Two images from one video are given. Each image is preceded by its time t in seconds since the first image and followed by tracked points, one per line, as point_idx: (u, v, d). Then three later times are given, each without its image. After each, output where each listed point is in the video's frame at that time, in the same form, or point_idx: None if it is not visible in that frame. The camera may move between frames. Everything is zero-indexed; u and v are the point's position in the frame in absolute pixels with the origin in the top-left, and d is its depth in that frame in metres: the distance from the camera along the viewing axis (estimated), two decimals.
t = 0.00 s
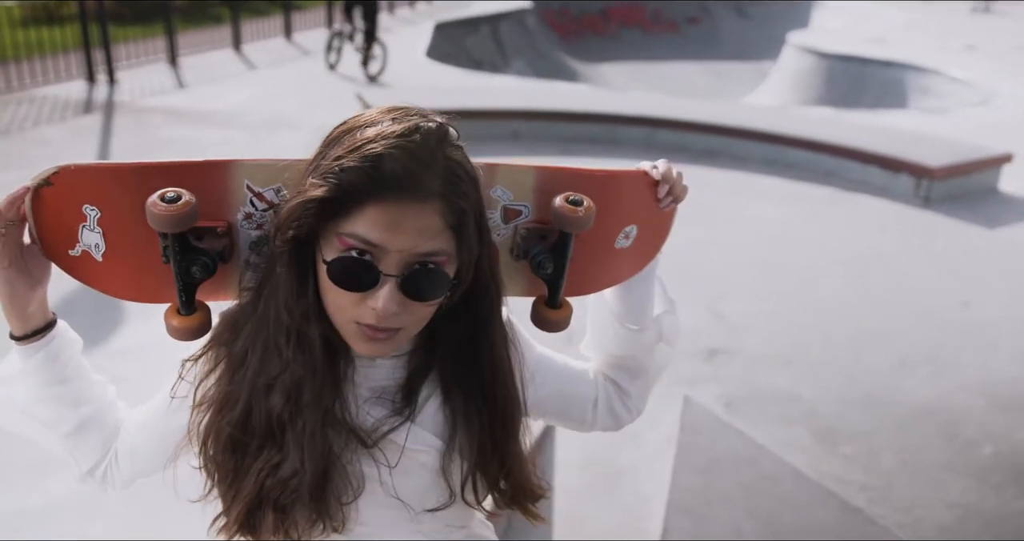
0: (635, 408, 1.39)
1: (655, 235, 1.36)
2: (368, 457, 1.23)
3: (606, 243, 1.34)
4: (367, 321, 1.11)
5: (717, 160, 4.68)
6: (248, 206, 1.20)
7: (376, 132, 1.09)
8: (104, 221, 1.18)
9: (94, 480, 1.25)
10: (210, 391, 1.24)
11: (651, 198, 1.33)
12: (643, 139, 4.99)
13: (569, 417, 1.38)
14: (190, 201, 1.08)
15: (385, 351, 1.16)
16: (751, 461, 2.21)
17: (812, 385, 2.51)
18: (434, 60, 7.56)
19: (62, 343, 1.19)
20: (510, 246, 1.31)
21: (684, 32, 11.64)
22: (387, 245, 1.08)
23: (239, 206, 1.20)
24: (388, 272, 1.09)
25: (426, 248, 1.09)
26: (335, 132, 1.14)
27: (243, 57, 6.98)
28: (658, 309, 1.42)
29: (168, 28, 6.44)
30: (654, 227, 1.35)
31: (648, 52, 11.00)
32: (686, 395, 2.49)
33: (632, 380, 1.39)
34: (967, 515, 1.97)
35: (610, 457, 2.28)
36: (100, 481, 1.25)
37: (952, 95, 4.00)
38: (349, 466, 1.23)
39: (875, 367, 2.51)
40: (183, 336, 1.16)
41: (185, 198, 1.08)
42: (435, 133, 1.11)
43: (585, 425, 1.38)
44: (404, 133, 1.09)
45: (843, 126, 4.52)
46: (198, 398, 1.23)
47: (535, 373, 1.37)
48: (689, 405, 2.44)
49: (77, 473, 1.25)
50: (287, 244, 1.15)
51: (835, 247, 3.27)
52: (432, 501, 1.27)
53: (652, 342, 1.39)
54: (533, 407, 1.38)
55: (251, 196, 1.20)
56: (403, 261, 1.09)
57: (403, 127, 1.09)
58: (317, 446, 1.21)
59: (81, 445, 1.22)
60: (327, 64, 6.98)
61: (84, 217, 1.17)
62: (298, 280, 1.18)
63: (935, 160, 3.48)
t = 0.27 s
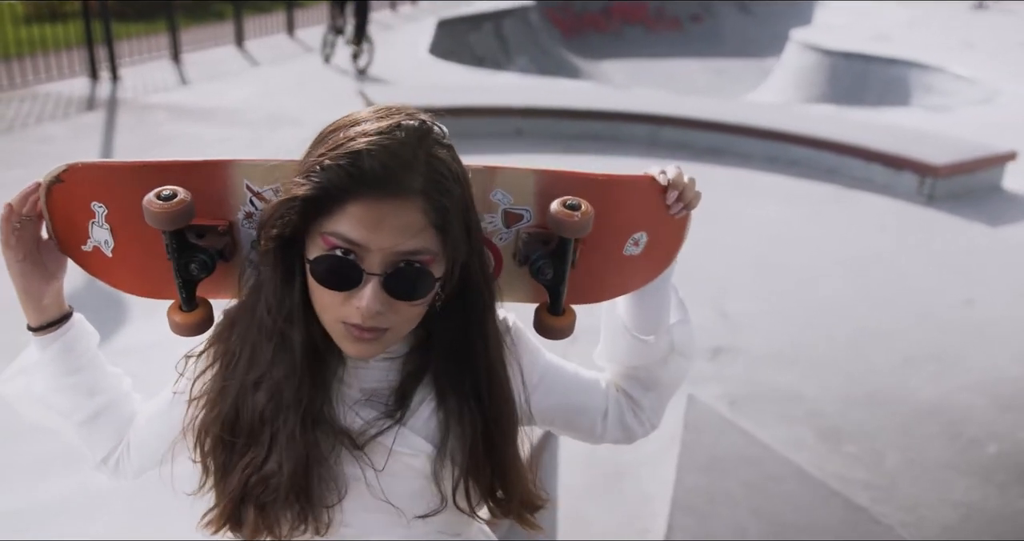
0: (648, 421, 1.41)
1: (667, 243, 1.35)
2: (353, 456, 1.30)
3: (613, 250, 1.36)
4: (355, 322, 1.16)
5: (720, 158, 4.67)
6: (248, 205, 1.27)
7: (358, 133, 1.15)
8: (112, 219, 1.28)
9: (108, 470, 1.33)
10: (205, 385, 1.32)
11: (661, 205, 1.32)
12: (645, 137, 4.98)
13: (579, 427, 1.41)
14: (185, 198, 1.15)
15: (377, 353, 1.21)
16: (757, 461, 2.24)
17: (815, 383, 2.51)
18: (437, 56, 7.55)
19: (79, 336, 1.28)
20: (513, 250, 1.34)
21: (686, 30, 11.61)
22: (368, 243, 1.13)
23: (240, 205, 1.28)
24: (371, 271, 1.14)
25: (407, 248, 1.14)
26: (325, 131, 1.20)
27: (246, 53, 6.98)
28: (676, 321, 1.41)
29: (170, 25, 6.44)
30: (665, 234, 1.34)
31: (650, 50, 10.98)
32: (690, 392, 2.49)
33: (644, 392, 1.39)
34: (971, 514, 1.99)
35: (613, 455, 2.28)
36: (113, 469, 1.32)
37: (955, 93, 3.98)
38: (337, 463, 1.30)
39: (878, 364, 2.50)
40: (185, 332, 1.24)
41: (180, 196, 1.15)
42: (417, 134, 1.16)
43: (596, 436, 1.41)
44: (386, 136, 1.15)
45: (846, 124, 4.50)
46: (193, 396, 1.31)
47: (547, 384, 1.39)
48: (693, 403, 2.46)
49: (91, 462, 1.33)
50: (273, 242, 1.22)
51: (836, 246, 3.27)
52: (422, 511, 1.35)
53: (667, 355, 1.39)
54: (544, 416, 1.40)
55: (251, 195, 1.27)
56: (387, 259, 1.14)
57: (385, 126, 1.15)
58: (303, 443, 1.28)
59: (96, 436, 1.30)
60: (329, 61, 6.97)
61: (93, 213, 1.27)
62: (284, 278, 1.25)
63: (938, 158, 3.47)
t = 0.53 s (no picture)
0: (663, 438, 1.42)
1: (681, 254, 1.31)
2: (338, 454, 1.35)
3: (623, 259, 1.33)
4: (338, 319, 1.21)
5: (720, 155, 4.67)
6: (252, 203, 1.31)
7: (340, 132, 1.21)
8: (128, 214, 1.36)
9: (127, 456, 1.44)
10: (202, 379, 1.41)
11: (673, 214, 1.29)
12: (645, 132, 4.98)
13: (593, 441, 1.44)
14: (183, 193, 1.22)
15: (364, 351, 1.26)
16: (759, 459, 2.33)
17: (819, 378, 2.57)
18: (437, 51, 7.53)
19: (100, 326, 1.40)
20: (517, 255, 1.34)
21: (688, 25, 11.57)
22: (347, 240, 1.19)
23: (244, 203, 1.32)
24: (351, 267, 1.19)
25: (386, 243, 1.19)
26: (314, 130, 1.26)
27: (246, 47, 6.98)
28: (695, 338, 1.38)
29: (170, 18, 6.43)
30: (677, 245, 1.31)
31: (651, 46, 10.94)
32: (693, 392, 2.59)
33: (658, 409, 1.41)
34: (972, 512, 1.97)
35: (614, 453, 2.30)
36: (130, 456, 1.43)
37: (956, 90, 3.96)
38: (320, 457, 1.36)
39: (879, 359, 2.47)
40: (192, 325, 1.31)
41: (180, 191, 1.22)
42: (398, 133, 1.21)
43: (609, 451, 1.44)
44: (366, 135, 1.20)
45: (847, 121, 4.49)
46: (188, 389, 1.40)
47: (558, 398, 1.43)
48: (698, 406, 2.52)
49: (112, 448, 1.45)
50: (258, 239, 1.28)
51: (836, 243, 3.26)
52: (403, 514, 1.40)
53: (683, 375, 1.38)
54: (558, 430, 1.45)
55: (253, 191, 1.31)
56: (366, 256, 1.19)
57: (366, 126, 1.20)
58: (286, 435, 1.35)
59: (114, 422, 1.42)
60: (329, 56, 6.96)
61: (110, 208, 1.36)
62: (270, 273, 1.32)
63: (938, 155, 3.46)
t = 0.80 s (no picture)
0: (677, 456, 1.42)
1: (693, 262, 1.30)
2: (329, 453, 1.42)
3: (634, 267, 1.33)
4: (326, 316, 1.24)
5: (718, 152, 4.66)
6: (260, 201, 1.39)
7: (326, 131, 1.25)
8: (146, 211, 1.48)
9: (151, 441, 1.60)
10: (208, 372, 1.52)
11: (684, 222, 1.27)
12: (644, 128, 4.98)
13: (604, 454, 1.46)
14: (189, 189, 1.30)
15: (358, 350, 1.28)
16: (758, 456, 2.31)
17: (820, 377, 2.53)
18: (434, 47, 7.51)
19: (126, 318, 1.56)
20: (522, 259, 1.34)
21: (685, 22, 11.56)
22: (329, 236, 1.23)
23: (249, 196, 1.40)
24: (337, 263, 1.23)
25: (370, 238, 1.22)
26: (304, 131, 1.30)
27: (242, 43, 6.96)
28: (714, 354, 1.38)
29: (166, 13, 6.41)
30: (690, 252, 1.29)
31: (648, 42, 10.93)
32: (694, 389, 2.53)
33: (674, 425, 1.41)
34: (972, 509, 2.01)
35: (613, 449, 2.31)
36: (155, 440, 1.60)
37: (954, 87, 3.96)
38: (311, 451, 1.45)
39: (879, 358, 2.50)
40: (204, 320, 1.43)
41: (186, 187, 1.31)
42: (379, 129, 1.23)
43: (621, 466, 1.45)
44: (348, 132, 1.23)
45: (845, 117, 4.48)
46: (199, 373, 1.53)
47: (570, 410, 1.44)
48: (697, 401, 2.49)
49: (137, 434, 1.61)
50: (242, 236, 1.36)
51: (835, 241, 3.26)
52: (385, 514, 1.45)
53: (700, 393, 1.38)
54: (568, 441, 1.46)
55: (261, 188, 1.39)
56: (349, 251, 1.22)
57: (349, 123, 1.24)
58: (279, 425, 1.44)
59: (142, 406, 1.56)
60: (327, 51, 6.95)
61: (131, 205, 1.48)
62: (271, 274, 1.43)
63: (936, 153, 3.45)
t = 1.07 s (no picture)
0: (687, 473, 1.37)
1: (702, 271, 1.25)
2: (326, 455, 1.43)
3: (643, 274, 1.29)
4: (316, 311, 1.24)
5: (714, 151, 4.64)
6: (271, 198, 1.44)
7: (315, 126, 1.25)
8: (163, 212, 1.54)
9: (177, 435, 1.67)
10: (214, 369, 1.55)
11: (693, 228, 1.22)
12: (640, 126, 4.97)
13: (610, 468, 1.40)
14: (198, 188, 1.35)
15: (352, 348, 1.28)
16: (755, 454, 2.29)
17: (817, 376, 2.50)
18: (430, 45, 7.49)
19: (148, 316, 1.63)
20: (527, 264, 1.33)
21: (681, 19, 11.54)
22: (317, 230, 1.22)
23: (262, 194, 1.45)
24: (325, 257, 1.22)
25: (358, 232, 1.21)
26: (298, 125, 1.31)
27: (238, 41, 6.95)
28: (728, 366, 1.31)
29: (161, 11, 6.40)
30: (699, 260, 1.24)
31: (645, 40, 10.90)
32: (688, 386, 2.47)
33: (686, 439, 1.35)
34: (970, 507, 2.00)
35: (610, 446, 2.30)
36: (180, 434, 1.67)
37: (951, 85, 3.93)
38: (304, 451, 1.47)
39: (877, 358, 2.50)
40: (215, 317, 1.51)
41: (196, 186, 1.35)
42: (366, 122, 1.22)
43: (628, 482, 1.40)
44: (335, 126, 1.23)
45: (841, 115, 4.46)
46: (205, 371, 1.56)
47: (577, 420, 1.41)
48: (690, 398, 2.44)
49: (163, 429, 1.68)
50: (239, 231, 1.38)
51: (832, 239, 3.24)
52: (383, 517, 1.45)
53: (714, 407, 1.32)
54: (574, 453, 1.42)
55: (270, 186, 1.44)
56: (337, 244, 1.22)
57: (338, 117, 1.24)
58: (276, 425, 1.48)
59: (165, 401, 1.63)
60: (322, 48, 6.94)
61: (150, 203, 1.55)
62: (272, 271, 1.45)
63: (931, 151, 3.43)
